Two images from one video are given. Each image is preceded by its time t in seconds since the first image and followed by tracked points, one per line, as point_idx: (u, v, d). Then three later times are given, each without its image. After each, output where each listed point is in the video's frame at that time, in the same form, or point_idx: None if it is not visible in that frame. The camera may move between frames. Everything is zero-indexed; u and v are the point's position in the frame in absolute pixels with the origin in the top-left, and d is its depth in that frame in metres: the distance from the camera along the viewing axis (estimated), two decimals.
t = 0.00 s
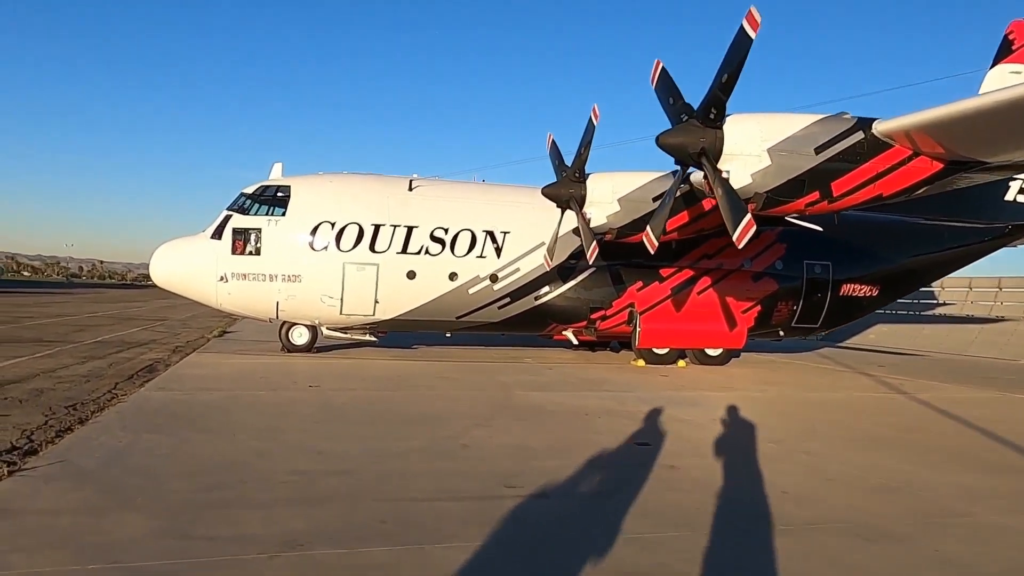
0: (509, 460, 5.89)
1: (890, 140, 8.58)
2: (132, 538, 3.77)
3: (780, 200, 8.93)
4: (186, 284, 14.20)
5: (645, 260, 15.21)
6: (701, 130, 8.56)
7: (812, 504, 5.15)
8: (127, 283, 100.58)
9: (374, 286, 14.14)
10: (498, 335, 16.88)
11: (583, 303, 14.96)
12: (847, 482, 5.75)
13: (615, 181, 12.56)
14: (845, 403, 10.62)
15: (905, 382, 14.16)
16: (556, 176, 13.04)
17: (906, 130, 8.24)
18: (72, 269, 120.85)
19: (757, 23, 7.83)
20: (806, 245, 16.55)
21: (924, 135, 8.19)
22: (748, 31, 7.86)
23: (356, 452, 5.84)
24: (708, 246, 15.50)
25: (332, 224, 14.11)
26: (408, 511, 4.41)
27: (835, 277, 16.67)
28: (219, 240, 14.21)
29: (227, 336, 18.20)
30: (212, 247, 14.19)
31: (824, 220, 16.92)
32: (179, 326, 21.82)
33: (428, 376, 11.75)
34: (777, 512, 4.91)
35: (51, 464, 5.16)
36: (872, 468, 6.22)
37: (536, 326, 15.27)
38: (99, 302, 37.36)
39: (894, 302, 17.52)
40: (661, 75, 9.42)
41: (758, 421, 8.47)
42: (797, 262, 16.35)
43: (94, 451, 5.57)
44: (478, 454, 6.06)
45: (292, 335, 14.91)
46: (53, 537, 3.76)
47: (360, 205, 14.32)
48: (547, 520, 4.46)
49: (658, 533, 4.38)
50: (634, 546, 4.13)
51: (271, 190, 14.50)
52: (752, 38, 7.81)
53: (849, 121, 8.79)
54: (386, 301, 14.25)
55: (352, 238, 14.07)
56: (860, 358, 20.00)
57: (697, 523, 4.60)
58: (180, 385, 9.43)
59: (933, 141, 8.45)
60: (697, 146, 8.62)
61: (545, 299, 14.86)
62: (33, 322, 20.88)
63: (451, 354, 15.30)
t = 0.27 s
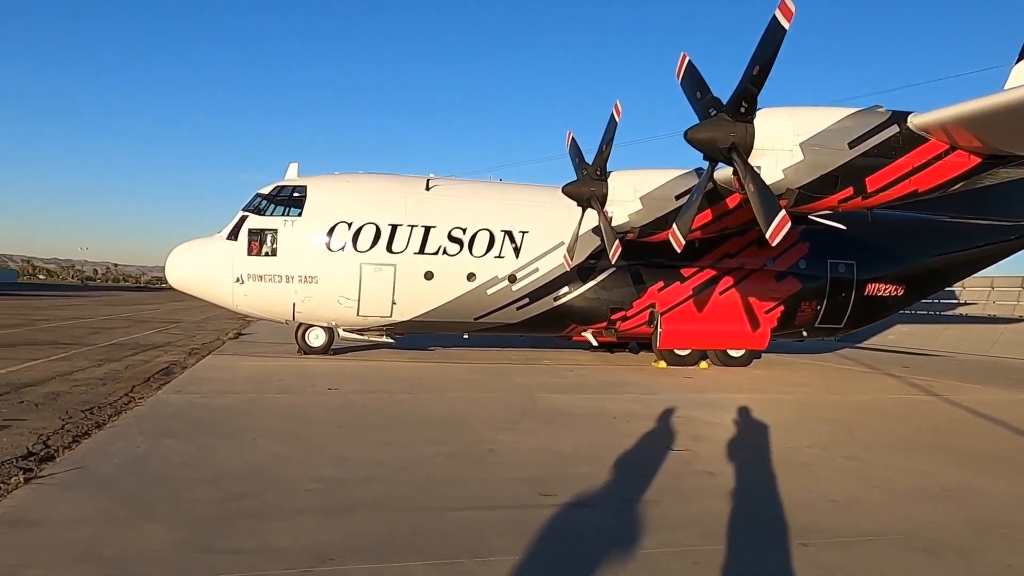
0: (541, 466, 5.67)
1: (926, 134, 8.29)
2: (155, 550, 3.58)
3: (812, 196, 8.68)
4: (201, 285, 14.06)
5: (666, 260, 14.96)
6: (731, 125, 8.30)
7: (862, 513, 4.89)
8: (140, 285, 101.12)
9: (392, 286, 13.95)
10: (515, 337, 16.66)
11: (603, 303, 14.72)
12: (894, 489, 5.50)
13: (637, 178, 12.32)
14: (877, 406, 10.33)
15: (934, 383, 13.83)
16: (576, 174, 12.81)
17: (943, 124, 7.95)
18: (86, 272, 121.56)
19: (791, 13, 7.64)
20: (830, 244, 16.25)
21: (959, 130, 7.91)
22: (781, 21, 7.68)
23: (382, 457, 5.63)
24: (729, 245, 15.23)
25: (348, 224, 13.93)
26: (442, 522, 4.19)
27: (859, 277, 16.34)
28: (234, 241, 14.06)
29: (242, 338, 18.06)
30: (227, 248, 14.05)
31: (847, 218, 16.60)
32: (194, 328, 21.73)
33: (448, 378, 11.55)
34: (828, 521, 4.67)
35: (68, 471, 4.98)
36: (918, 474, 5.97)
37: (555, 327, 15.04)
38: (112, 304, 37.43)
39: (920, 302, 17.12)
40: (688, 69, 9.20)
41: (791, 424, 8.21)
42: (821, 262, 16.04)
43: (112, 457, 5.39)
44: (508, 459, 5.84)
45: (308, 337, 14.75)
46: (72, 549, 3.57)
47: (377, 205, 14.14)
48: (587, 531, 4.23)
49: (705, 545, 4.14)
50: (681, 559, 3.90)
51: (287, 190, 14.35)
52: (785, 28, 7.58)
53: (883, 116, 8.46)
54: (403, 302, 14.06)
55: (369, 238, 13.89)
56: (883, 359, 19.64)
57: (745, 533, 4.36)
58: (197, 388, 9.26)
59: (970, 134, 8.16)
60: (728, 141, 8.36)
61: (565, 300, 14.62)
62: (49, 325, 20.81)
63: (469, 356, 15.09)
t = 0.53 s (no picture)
0: (568, 481, 5.45)
1: (959, 134, 8.01)
2: None
3: (841, 198, 8.44)
4: (212, 288, 13.87)
5: (683, 263, 14.71)
6: (758, 125, 7.98)
7: (911, 536, 4.63)
8: (149, 287, 101.34)
9: (404, 290, 13.75)
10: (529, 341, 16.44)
11: (619, 308, 14.47)
12: (940, 507, 5.26)
13: (655, 180, 12.08)
14: (904, 414, 10.05)
15: (958, 390, 13.53)
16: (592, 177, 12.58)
17: (978, 123, 7.66)
18: (96, 274, 121.92)
19: (823, 8, 7.41)
20: (849, 248, 15.96)
21: (993, 130, 7.63)
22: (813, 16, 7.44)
23: (402, 471, 5.41)
24: (747, 248, 14.97)
25: (361, 227, 13.73)
26: (472, 545, 3.98)
27: (879, 280, 16.03)
28: (245, 244, 13.88)
29: (252, 341, 17.88)
30: (238, 251, 13.86)
31: (867, 221, 16.31)
32: (203, 330, 21.57)
33: (463, 384, 11.34)
34: (878, 545, 4.43)
35: (77, 485, 4.78)
36: (962, 491, 5.72)
37: (570, 332, 14.80)
38: (121, 306, 37.38)
39: (941, 306, 16.79)
40: (711, 67, 8.95)
41: (820, 434, 7.95)
42: (840, 265, 15.75)
43: (123, 470, 5.19)
44: (533, 474, 5.62)
45: (319, 341, 14.55)
46: None
47: (390, 208, 13.94)
48: (624, 555, 4.00)
49: (752, 572, 3.90)
50: None
51: (298, 192, 14.16)
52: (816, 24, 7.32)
53: (912, 115, 8.21)
54: (416, 306, 13.85)
55: (382, 241, 13.69)
56: (902, 364, 19.33)
57: (790, 557, 4.12)
58: (209, 395, 9.07)
59: (1005, 135, 7.87)
60: (754, 141, 8.05)
61: (580, 304, 14.38)
62: (56, 326, 20.65)
63: (482, 361, 14.86)
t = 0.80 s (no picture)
0: (586, 496, 5.18)
1: (982, 131, 7.68)
2: None
3: (861, 198, 8.29)
4: (212, 289, 13.61)
5: (691, 265, 14.45)
6: (776, 120, 7.72)
7: (953, 554, 4.37)
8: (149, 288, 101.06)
9: (408, 292, 13.49)
10: (534, 343, 16.17)
11: (626, 310, 14.21)
12: (979, 521, 5.00)
13: (665, 178, 11.81)
14: (924, 420, 9.77)
15: (973, 394, 13.26)
16: (601, 176, 12.31)
17: (1002, 120, 7.34)
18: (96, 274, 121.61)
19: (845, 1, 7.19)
20: (860, 249, 15.69)
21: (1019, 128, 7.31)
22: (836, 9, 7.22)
23: (411, 483, 5.15)
24: (756, 249, 14.71)
25: (364, 227, 13.47)
26: (489, 566, 3.73)
27: (890, 282, 15.75)
28: (246, 244, 13.62)
29: (253, 343, 17.61)
30: (239, 251, 13.60)
31: (878, 222, 16.03)
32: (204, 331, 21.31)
33: (469, 388, 11.07)
34: (919, 564, 4.17)
35: (68, 497, 4.52)
36: (999, 504, 5.45)
37: (576, 334, 14.54)
38: (121, 306, 37.08)
39: (954, 308, 16.50)
40: (727, 63, 8.74)
41: (842, 442, 7.67)
42: (851, 267, 15.48)
43: (117, 480, 4.94)
44: (548, 488, 5.35)
45: (322, 343, 14.28)
46: None
47: (393, 207, 13.68)
48: None
49: None
50: None
51: (300, 191, 13.90)
52: (838, 16, 7.08)
53: (934, 109, 7.90)
54: (420, 308, 13.59)
55: (385, 241, 13.43)
56: (913, 367, 19.04)
57: None
58: (209, 399, 8.80)
59: None
60: (773, 138, 7.79)
61: (586, 306, 14.12)
62: (54, 327, 20.38)
63: (487, 364, 14.59)
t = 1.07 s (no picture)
0: (612, 513, 4.91)
1: (1010, 128, 7.38)
2: None
3: (886, 198, 8.06)
4: (214, 294, 13.35)
5: (702, 267, 14.20)
6: (798, 118, 7.53)
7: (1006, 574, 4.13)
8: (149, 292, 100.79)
9: (415, 295, 13.24)
10: (542, 347, 15.91)
11: (636, 313, 13.96)
12: None
13: (676, 178, 11.55)
14: (947, 425, 9.52)
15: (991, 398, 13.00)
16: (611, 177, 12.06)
17: None
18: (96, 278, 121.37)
19: None
20: (872, 250, 15.42)
21: None
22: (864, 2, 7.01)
23: (427, 499, 4.90)
24: (768, 251, 14.45)
25: (369, 229, 13.23)
26: None
27: (903, 284, 15.49)
28: (249, 248, 13.37)
29: (255, 348, 17.34)
30: (241, 255, 13.35)
31: (890, 223, 15.77)
32: (205, 336, 21.03)
33: (478, 394, 10.82)
34: None
35: (66, 516, 4.26)
36: None
37: (585, 338, 14.29)
38: (120, 310, 36.81)
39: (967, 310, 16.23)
40: (743, 58, 8.49)
41: (869, 450, 7.40)
42: (863, 268, 15.21)
43: (119, 497, 4.68)
44: (571, 504, 5.09)
45: (326, 348, 14.03)
46: None
47: (399, 210, 13.44)
48: None
49: None
50: None
51: (304, 193, 13.66)
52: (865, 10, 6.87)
53: (961, 105, 7.64)
54: (426, 312, 13.34)
55: (391, 244, 13.18)
56: (924, 370, 18.77)
57: None
58: (212, 407, 8.54)
59: None
60: (795, 136, 7.60)
61: (596, 309, 13.87)
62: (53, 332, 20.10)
63: (494, 368, 14.34)
